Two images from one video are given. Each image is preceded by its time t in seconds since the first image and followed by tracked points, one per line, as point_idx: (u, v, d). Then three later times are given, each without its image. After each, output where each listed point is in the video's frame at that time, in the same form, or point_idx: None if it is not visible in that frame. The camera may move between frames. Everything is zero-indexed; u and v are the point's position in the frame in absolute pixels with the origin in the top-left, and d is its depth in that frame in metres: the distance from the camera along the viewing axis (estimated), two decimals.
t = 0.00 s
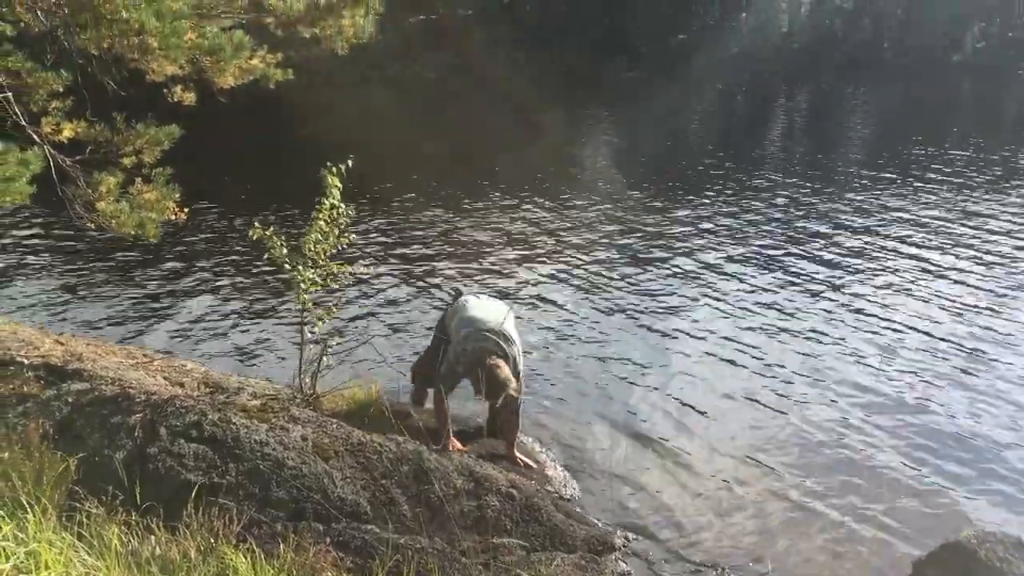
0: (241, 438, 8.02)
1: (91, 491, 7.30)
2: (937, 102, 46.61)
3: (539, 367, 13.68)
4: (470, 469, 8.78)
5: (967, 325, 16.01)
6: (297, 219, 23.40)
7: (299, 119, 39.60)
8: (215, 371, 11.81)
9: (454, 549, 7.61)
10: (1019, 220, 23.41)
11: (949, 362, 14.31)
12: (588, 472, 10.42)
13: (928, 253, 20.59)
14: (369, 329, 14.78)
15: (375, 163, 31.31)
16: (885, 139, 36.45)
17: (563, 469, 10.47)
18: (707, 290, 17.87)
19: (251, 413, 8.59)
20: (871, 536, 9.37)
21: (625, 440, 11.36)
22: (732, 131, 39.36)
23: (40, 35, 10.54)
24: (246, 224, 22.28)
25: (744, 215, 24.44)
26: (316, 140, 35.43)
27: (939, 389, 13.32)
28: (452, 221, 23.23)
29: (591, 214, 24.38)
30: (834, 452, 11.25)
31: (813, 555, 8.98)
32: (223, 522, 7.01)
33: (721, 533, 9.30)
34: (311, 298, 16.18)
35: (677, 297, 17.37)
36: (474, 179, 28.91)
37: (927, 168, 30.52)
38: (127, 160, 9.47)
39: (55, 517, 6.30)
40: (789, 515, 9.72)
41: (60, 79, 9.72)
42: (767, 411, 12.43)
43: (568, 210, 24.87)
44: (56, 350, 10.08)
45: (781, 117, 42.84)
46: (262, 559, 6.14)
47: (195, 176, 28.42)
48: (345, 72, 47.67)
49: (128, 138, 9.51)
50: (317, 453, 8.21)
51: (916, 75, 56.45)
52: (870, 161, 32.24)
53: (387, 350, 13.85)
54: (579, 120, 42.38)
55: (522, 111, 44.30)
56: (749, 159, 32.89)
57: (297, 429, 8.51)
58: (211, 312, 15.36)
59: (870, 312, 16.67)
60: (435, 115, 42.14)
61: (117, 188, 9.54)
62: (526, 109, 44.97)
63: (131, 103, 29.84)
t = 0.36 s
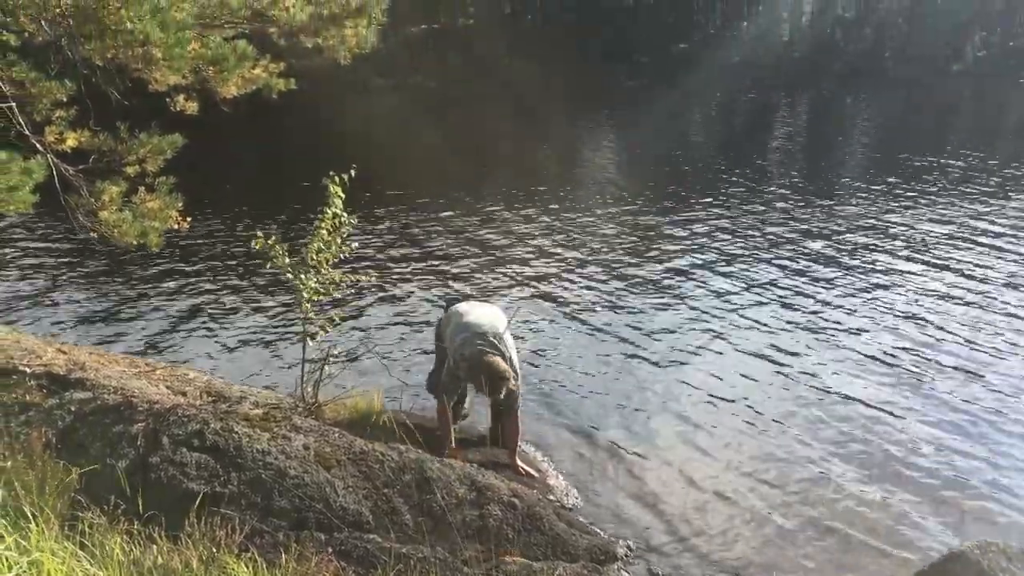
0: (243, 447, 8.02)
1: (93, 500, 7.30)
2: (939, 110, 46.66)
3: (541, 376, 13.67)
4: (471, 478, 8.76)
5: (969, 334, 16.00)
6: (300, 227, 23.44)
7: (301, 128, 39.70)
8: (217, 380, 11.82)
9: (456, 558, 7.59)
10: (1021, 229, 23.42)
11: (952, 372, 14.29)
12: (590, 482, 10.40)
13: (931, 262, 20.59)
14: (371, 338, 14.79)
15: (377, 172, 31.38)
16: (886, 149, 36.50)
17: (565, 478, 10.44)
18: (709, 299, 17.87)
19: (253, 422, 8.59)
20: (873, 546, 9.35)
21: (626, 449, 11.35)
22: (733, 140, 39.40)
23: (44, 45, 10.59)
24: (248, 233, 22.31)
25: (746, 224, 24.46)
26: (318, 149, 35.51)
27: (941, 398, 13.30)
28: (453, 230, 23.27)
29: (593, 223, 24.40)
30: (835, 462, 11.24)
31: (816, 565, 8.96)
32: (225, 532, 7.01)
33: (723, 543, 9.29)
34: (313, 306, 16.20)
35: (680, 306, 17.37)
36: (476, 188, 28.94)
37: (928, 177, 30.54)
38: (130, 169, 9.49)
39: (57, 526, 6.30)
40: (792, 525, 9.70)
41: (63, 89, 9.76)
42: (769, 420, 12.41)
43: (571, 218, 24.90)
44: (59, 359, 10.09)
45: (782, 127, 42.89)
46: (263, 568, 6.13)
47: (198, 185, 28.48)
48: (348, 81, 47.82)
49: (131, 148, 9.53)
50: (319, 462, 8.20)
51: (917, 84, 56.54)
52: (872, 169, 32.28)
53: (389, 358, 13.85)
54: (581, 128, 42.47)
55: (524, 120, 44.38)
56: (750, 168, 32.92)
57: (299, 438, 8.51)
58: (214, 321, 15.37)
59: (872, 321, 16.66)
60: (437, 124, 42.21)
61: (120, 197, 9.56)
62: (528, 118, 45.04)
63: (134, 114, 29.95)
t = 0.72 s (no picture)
0: (246, 454, 8.03)
1: (96, 507, 7.31)
2: (939, 116, 46.81)
3: (543, 383, 13.69)
4: (473, 484, 8.75)
5: (971, 339, 16.01)
6: (302, 234, 23.48)
7: (304, 135, 39.78)
8: (219, 387, 11.83)
9: (458, 564, 7.58)
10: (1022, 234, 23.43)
11: (954, 377, 14.29)
12: (592, 488, 10.40)
13: (931, 267, 20.65)
14: (374, 344, 14.82)
15: (379, 179, 31.44)
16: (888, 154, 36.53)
17: (568, 485, 10.45)
18: (710, 305, 17.89)
19: (256, 430, 8.61)
20: (876, 551, 9.34)
21: (628, 455, 11.35)
22: (735, 146, 39.44)
23: (48, 55, 10.63)
24: (250, 240, 22.35)
25: (747, 230, 24.49)
26: (320, 156, 35.59)
27: (943, 403, 13.30)
28: (455, 236, 23.31)
29: (594, 229, 24.44)
30: (837, 467, 11.23)
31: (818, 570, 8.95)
32: (228, 538, 7.01)
33: (726, 548, 9.28)
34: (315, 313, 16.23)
35: (681, 312, 17.39)
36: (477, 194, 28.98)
37: (929, 183, 30.58)
38: (133, 177, 9.52)
39: (60, 533, 6.30)
40: (794, 531, 9.70)
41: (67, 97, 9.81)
42: (771, 426, 12.41)
43: (572, 224, 24.93)
44: (62, 366, 10.11)
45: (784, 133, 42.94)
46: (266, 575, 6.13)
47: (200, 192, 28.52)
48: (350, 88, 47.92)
49: (134, 155, 9.56)
50: (322, 468, 8.22)
51: (918, 90, 56.69)
52: (872, 175, 32.37)
53: (391, 365, 13.87)
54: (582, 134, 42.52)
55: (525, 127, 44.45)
56: (751, 174, 32.96)
57: (302, 444, 8.53)
58: (216, 327, 15.39)
59: (873, 326, 16.67)
60: (438, 131, 42.29)
61: (123, 205, 9.59)
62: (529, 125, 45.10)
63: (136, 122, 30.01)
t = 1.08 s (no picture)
0: (247, 462, 8.03)
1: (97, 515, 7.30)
2: (940, 125, 46.87)
3: (545, 392, 13.69)
4: (475, 493, 8.73)
5: (974, 348, 16.00)
6: (304, 242, 23.50)
7: (306, 143, 39.84)
8: (221, 395, 11.82)
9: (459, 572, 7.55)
10: None
11: (958, 386, 14.28)
12: (594, 497, 10.39)
13: (933, 276, 20.63)
14: (375, 352, 14.82)
15: (381, 187, 31.48)
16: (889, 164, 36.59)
17: (568, 494, 10.43)
18: (712, 313, 17.90)
19: (257, 438, 8.63)
20: (879, 561, 9.33)
21: (630, 464, 11.34)
22: (736, 154, 39.49)
23: (52, 63, 10.68)
24: (252, 248, 22.38)
25: (749, 239, 24.52)
26: (322, 164, 35.62)
27: (945, 413, 13.30)
28: (457, 244, 23.34)
29: (596, 237, 24.46)
30: (839, 476, 11.23)
31: None
32: (229, 547, 7.00)
33: (728, 557, 9.26)
34: (317, 321, 16.24)
35: (683, 321, 17.40)
36: (479, 203, 29.01)
37: (930, 192, 30.62)
38: (136, 185, 9.53)
39: (61, 541, 6.29)
40: (796, 541, 9.68)
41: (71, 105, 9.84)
42: (773, 435, 12.40)
43: (574, 233, 24.96)
44: (63, 374, 10.11)
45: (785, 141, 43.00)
46: None
47: (202, 200, 28.56)
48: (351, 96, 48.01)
49: (137, 163, 9.57)
50: (323, 477, 8.22)
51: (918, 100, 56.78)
52: (873, 184, 32.39)
53: (392, 373, 13.86)
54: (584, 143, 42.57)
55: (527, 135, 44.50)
56: (752, 183, 33.01)
57: (303, 453, 8.53)
58: (218, 335, 15.38)
59: (875, 335, 16.68)
60: (440, 139, 42.36)
61: (126, 213, 9.59)
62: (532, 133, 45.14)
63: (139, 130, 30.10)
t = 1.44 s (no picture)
0: (248, 469, 8.03)
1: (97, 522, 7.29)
2: (941, 136, 46.78)
3: (546, 400, 13.68)
4: (476, 501, 8.71)
5: (976, 358, 15.99)
6: (305, 250, 23.52)
7: (308, 150, 39.92)
8: (221, 402, 11.81)
9: None
10: None
11: (959, 396, 14.28)
12: (595, 506, 10.38)
13: (935, 287, 20.55)
14: (376, 360, 14.82)
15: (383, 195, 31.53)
16: (891, 174, 36.61)
17: (569, 502, 10.42)
18: (714, 322, 17.90)
19: (258, 446, 8.63)
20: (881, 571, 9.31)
21: (631, 473, 11.32)
22: (738, 163, 39.53)
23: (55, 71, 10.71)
24: (254, 255, 22.40)
25: (750, 248, 24.53)
26: (324, 172, 35.68)
27: (947, 422, 13.29)
28: (458, 252, 23.36)
29: (597, 246, 24.48)
30: (841, 485, 11.21)
31: None
32: (229, 554, 6.98)
33: (730, 566, 9.25)
34: (318, 328, 16.24)
35: (685, 330, 17.39)
36: (481, 211, 29.05)
37: (932, 202, 30.63)
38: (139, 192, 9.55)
39: (62, 547, 6.28)
40: (798, 550, 9.66)
41: (74, 112, 9.87)
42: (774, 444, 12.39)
43: (575, 241, 24.98)
44: (65, 380, 10.12)
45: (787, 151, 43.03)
46: None
47: (204, 207, 28.61)
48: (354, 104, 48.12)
49: (140, 170, 9.59)
50: (324, 485, 8.21)
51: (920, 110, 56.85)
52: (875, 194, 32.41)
53: (393, 381, 13.85)
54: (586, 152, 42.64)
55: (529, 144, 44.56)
56: (754, 192, 33.04)
57: (304, 461, 8.53)
58: (219, 342, 15.37)
59: (876, 344, 16.68)
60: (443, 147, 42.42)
61: (128, 219, 9.61)
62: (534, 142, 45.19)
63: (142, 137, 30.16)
